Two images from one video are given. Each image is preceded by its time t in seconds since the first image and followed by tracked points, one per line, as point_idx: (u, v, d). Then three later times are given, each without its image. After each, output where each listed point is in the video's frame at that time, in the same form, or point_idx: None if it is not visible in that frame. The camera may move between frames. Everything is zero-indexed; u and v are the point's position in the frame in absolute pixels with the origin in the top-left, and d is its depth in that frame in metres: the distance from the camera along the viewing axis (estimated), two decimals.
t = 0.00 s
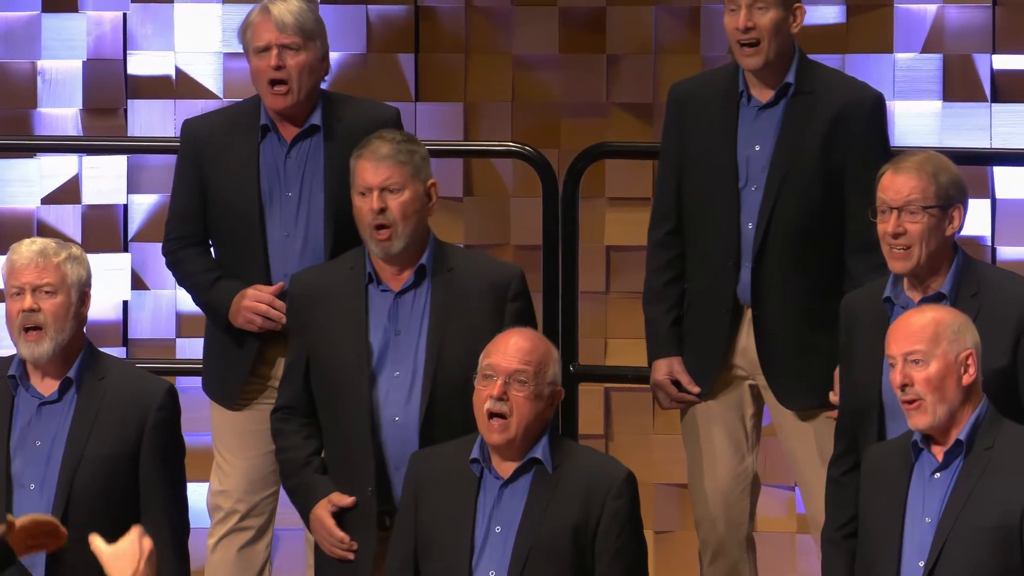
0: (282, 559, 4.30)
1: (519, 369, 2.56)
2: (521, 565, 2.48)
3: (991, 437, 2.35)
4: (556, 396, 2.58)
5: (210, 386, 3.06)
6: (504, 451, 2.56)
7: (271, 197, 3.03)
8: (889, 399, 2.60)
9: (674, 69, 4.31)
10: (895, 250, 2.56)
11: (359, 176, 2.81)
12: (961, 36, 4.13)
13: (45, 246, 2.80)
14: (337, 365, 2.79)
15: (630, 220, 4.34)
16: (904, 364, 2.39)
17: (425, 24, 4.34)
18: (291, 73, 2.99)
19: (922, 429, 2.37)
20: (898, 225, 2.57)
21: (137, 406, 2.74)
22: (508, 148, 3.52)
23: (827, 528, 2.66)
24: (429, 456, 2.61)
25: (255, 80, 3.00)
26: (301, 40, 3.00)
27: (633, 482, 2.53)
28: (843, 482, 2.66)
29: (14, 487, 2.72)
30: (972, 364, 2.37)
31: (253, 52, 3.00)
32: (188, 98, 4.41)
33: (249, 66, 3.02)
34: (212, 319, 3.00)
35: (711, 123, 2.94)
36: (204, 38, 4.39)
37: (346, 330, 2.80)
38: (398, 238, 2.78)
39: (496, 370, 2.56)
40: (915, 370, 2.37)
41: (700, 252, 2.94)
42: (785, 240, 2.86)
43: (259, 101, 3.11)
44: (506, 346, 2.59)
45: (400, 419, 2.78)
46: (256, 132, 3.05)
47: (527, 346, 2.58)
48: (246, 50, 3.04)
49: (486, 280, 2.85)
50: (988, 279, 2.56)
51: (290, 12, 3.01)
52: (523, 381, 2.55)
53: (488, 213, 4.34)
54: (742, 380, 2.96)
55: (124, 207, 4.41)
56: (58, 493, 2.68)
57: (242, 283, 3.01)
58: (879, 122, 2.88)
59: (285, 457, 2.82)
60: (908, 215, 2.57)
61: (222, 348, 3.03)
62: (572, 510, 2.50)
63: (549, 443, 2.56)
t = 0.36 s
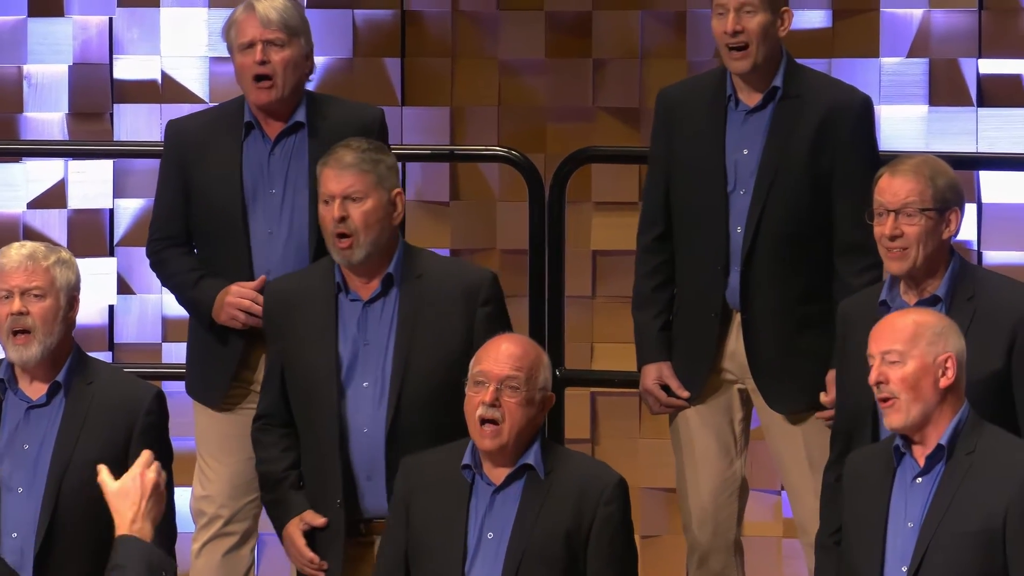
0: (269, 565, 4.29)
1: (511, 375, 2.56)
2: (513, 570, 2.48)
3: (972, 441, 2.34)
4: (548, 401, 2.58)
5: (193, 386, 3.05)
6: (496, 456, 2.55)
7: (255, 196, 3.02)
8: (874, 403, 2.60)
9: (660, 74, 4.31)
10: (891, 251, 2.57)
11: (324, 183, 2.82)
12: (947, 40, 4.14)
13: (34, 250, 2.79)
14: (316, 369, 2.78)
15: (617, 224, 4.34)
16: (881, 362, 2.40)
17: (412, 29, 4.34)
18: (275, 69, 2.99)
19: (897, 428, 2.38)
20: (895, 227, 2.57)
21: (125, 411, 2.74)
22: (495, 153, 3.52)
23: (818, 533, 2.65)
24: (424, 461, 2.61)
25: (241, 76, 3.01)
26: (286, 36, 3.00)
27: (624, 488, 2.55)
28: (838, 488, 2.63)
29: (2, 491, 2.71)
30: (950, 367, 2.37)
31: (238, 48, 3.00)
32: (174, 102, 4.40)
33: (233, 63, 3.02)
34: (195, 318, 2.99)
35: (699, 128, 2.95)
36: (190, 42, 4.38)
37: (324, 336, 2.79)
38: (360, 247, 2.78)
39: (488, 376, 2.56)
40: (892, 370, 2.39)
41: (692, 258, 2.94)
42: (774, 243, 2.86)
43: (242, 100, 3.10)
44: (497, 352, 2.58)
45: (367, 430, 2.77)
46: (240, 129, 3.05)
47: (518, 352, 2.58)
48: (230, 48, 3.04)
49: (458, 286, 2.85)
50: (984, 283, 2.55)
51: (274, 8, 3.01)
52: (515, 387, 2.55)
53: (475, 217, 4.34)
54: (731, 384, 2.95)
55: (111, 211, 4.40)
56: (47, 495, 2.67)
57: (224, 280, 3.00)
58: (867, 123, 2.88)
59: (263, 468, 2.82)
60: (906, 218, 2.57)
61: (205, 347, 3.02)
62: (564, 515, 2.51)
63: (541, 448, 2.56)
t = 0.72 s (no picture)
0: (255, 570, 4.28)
1: (496, 379, 2.54)
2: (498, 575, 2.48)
3: (960, 445, 2.33)
4: (534, 405, 2.57)
5: (178, 389, 3.04)
6: (483, 459, 2.55)
7: (239, 195, 3.02)
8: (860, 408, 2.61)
9: (646, 79, 4.32)
10: (884, 252, 2.58)
11: (296, 191, 2.78)
12: (932, 44, 4.16)
13: (20, 256, 2.77)
14: (285, 371, 2.76)
15: (603, 229, 4.34)
16: (868, 367, 2.40)
17: (398, 33, 4.34)
18: (261, 65, 2.99)
19: (881, 430, 2.39)
20: (888, 228, 2.58)
21: (112, 415, 2.73)
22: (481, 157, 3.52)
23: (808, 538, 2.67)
24: (412, 465, 2.61)
25: (224, 74, 3.00)
26: (270, 35, 3.01)
27: (612, 493, 2.54)
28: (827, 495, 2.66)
29: None
30: (938, 371, 2.36)
31: (222, 47, 2.99)
32: (159, 106, 4.39)
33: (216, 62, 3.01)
34: (178, 318, 2.98)
35: (695, 137, 2.95)
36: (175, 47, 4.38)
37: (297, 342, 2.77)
38: (326, 255, 2.73)
39: (473, 380, 2.55)
40: (879, 374, 2.38)
41: (689, 262, 2.94)
42: (769, 248, 2.86)
43: (226, 102, 3.10)
44: (483, 356, 2.57)
45: (335, 439, 2.74)
46: (223, 128, 3.04)
47: (503, 356, 2.57)
48: (213, 48, 3.03)
49: (426, 292, 2.81)
50: (975, 287, 2.56)
51: (258, 8, 3.02)
52: (500, 390, 2.53)
53: (461, 222, 4.34)
54: (728, 389, 2.96)
55: (96, 216, 4.38)
56: (34, 498, 2.65)
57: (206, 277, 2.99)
58: (861, 127, 2.89)
59: (234, 479, 2.79)
60: (899, 219, 2.58)
61: (189, 350, 3.01)
62: (551, 519, 2.50)
63: (528, 452, 2.55)
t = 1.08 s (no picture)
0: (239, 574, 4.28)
1: (460, 383, 2.55)
2: None
3: (952, 449, 2.29)
4: (504, 406, 2.56)
5: (164, 396, 3.04)
6: (459, 464, 2.54)
7: (226, 204, 3.02)
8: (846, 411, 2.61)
9: (631, 83, 4.32)
10: (873, 254, 2.58)
11: (280, 196, 2.76)
12: (916, 49, 4.17)
13: None
14: (261, 379, 2.74)
15: (588, 233, 4.34)
16: (863, 372, 2.37)
17: (382, 37, 4.34)
18: (249, 85, 2.98)
19: (877, 434, 2.35)
20: (876, 230, 2.59)
21: (94, 419, 2.71)
22: (466, 162, 3.52)
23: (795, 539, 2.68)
24: (395, 470, 2.61)
25: (210, 88, 2.99)
26: (258, 51, 2.99)
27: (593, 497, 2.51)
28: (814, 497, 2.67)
29: None
30: (931, 375, 2.34)
31: (210, 62, 2.98)
32: (144, 110, 4.38)
33: (203, 76, 3.00)
34: (165, 323, 2.97)
35: (695, 143, 2.96)
36: (159, 51, 4.37)
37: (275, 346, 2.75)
38: (317, 259, 2.73)
39: (438, 386, 2.56)
40: (875, 378, 2.35)
41: (689, 270, 2.94)
42: (768, 251, 2.86)
43: (211, 110, 3.09)
44: (452, 361, 2.57)
45: (310, 445, 2.72)
46: (209, 139, 3.04)
47: (471, 360, 2.57)
48: (200, 59, 3.02)
49: (398, 298, 2.80)
50: (962, 291, 2.56)
51: (244, 21, 2.99)
52: (463, 395, 2.54)
53: (446, 226, 4.33)
54: (731, 397, 2.96)
55: (80, 220, 4.37)
56: (20, 508, 2.64)
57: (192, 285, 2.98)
58: (858, 131, 2.90)
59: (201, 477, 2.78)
60: (886, 220, 2.59)
61: (174, 356, 3.01)
62: (531, 523, 2.48)
63: (506, 457, 2.54)
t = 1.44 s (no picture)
0: None
1: (428, 391, 2.52)
2: None
3: (942, 454, 2.27)
4: (476, 413, 2.53)
5: (153, 402, 3.03)
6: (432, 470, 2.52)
7: (214, 214, 3.01)
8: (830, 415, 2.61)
9: (615, 87, 4.32)
10: (856, 265, 2.58)
11: (272, 200, 2.76)
12: (900, 53, 4.19)
13: None
14: (258, 384, 2.72)
15: (572, 237, 4.34)
16: (852, 374, 2.34)
17: (366, 41, 4.34)
18: (237, 87, 2.97)
19: (863, 437, 2.33)
20: (860, 241, 2.59)
21: (72, 423, 2.57)
22: (451, 166, 3.51)
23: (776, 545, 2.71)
24: (376, 474, 2.58)
25: (198, 91, 2.99)
26: (246, 53, 2.99)
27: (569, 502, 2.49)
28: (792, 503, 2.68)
29: None
30: (920, 380, 2.32)
31: (196, 65, 2.97)
32: (128, 114, 4.37)
33: (190, 78, 2.99)
34: (152, 331, 2.96)
35: (691, 150, 2.97)
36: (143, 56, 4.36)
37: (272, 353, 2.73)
38: (305, 262, 2.71)
39: (408, 393, 2.54)
40: (862, 381, 2.33)
41: (688, 277, 2.94)
42: (767, 255, 2.87)
43: (199, 117, 3.09)
44: (424, 368, 2.55)
45: (308, 450, 2.71)
46: (197, 147, 3.03)
47: (441, 367, 2.55)
48: (188, 63, 3.01)
49: (396, 303, 2.79)
50: (942, 295, 2.56)
51: (233, 25, 2.99)
52: (431, 404, 2.51)
53: (430, 230, 4.33)
54: (732, 404, 2.96)
55: (64, 225, 4.35)
56: None
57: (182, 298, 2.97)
58: (851, 134, 2.91)
59: (195, 471, 2.77)
60: (869, 229, 2.59)
61: (164, 363, 3.00)
62: (508, 528, 2.46)
63: (483, 462, 2.52)
